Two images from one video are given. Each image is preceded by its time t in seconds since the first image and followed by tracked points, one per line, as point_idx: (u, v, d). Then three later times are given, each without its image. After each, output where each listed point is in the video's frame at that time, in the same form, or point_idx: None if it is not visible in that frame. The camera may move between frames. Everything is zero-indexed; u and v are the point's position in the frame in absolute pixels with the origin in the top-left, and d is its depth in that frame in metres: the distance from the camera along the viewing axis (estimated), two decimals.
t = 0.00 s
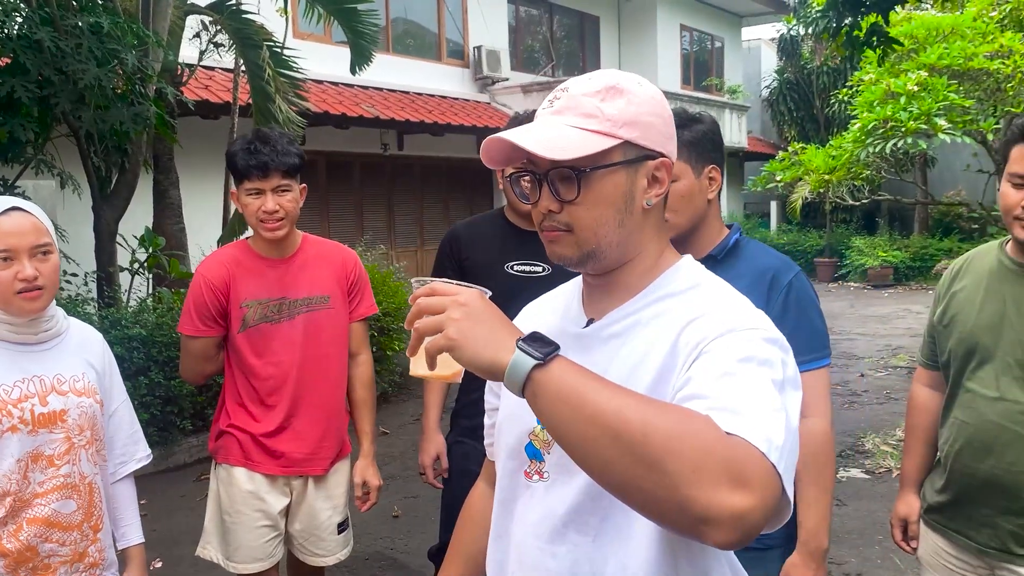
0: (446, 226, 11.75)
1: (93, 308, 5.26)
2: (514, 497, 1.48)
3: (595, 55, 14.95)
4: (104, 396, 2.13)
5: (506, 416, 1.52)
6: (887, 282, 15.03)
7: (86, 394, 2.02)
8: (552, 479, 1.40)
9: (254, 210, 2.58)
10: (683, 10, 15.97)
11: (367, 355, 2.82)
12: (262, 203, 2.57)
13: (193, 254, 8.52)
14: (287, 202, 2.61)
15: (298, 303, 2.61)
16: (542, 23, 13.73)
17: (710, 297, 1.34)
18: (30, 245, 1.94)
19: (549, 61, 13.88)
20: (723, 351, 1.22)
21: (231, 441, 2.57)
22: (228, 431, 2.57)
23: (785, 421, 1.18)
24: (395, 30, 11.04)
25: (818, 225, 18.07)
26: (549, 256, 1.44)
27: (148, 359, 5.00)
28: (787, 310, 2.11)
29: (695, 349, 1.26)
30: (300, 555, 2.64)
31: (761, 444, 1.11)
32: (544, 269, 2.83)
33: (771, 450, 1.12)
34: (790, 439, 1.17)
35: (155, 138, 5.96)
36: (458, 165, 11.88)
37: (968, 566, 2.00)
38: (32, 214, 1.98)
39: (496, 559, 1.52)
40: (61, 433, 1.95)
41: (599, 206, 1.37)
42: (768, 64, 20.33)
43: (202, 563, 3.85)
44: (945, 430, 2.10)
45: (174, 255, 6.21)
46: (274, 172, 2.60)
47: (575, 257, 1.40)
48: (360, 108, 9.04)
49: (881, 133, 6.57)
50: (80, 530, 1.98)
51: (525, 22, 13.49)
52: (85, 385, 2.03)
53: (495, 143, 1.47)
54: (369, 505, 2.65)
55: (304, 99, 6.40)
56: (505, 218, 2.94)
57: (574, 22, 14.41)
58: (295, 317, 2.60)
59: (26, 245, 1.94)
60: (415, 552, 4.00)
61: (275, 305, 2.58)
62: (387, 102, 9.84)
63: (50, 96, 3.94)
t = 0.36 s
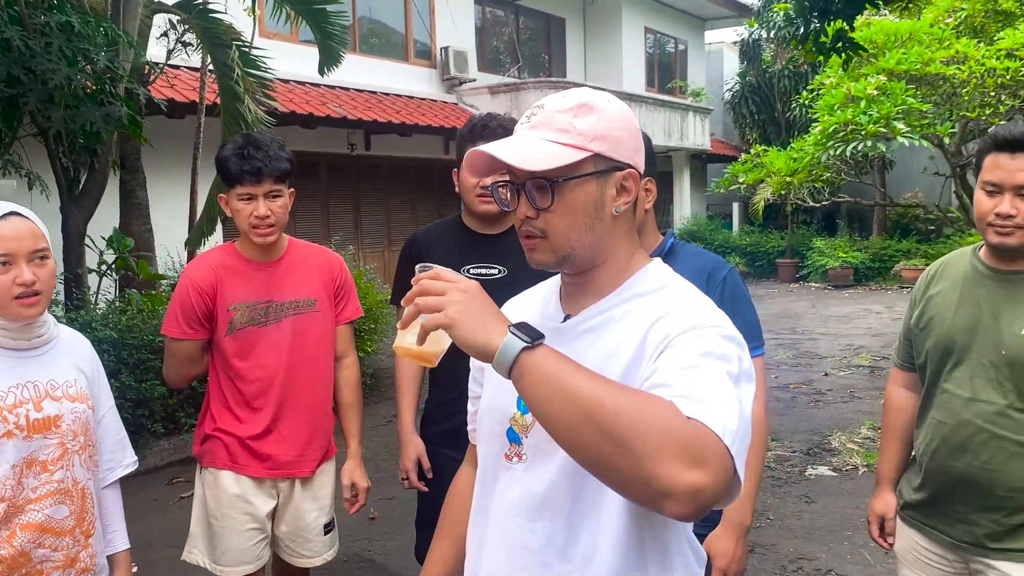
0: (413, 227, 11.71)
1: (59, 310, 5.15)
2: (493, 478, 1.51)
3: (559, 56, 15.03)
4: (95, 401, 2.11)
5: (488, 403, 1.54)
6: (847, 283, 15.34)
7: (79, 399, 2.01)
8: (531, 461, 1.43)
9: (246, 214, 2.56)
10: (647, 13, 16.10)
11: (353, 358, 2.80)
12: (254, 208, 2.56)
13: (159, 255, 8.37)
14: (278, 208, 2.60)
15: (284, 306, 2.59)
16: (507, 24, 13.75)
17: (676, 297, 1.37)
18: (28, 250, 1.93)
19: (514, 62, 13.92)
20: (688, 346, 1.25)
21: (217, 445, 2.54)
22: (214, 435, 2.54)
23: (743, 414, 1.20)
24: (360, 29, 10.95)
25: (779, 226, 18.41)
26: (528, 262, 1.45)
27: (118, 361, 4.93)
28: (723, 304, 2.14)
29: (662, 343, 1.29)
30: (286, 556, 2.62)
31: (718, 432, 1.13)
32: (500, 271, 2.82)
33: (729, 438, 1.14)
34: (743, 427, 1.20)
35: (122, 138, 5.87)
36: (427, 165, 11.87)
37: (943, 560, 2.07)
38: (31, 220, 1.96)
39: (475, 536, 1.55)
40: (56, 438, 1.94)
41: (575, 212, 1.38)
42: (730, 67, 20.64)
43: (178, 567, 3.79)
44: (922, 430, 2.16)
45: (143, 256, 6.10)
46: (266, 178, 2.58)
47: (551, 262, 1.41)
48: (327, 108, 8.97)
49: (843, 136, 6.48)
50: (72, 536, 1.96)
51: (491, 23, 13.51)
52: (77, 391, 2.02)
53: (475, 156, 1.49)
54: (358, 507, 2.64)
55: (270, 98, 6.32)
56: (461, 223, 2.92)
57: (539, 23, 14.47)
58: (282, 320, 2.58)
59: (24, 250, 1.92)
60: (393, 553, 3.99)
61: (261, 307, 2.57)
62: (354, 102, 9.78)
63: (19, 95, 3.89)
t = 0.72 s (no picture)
0: (372, 229, 11.63)
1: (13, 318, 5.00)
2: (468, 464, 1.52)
3: (515, 59, 15.09)
4: (81, 405, 2.11)
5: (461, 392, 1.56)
6: (799, 282, 15.68)
7: (66, 405, 2.02)
8: (504, 442, 1.45)
9: (225, 218, 2.57)
10: (603, 17, 16.25)
11: (330, 362, 2.80)
12: (233, 211, 2.57)
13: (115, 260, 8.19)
14: (256, 211, 2.61)
15: (263, 310, 2.59)
16: (462, 27, 13.76)
17: (632, 283, 1.40)
18: (16, 255, 1.93)
19: (470, 66, 13.95)
20: (656, 331, 1.28)
21: (197, 450, 2.52)
22: (193, 440, 2.52)
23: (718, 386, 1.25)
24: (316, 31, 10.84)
25: (734, 227, 18.73)
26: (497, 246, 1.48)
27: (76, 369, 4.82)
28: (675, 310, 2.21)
29: (633, 331, 1.31)
30: (266, 559, 2.61)
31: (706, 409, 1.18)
32: (440, 278, 2.77)
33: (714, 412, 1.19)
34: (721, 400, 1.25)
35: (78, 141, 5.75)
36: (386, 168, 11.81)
37: (909, 548, 2.17)
38: (17, 225, 1.97)
39: (450, 518, 1.56)
40: (45, 444, 1.94)
41: (544, 198, 1.42)
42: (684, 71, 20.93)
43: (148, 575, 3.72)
44: (887, 424, 2.25)
45: (99, 260, 5.96)
46: (244, 181, 2.59)
47: (517, 242, 1.44)
48: (285, 111, 8.88)
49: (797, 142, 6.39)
50: (62, 540, 1.96)
51: (447, 26, 13.51)
52: (64, 396, 2.02)
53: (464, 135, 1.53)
54: (335, 509, 2.64)
55: (229, 101, 6.23)
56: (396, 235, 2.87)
57: (496, 26, 14.50)
58: (261, 324, 2.58)
59: (13, 256, 1.93)
60: (365, 555, 3.97)
61: (239, 311, 2.57)
62: (311, 104, 9.69)
63: None
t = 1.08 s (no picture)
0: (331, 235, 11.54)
1: None
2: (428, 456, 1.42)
3: (473, 64, 15.14)
4: (53, 413, 2.08)
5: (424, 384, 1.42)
6: (754, 284, 15.89)
7: (39, 413, 1.99)
8: (464, 434, 1.32)
9: (192, 225, 2.55)
10: (560, 23, 16.35)
11: (301, 367, 2.77)
12: (198, 219, 2.54)
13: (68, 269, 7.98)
14: (223, 219, 2.58)
15: (233, 317, 2.59)
16: (419, 32, 13.76)
17: (598, 292, 1.30)
18: None
19: (427, 72, 13.98)
20: (641, 370, 1.19)
21: (166, 459, 2.50)
22: (163, 448, 2.50)
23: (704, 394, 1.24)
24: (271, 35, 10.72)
25: (691, 231, 19.01)
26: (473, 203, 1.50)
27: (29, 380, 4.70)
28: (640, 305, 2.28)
29: (615, 353, 1.21)
30: (237, 566, 2.60)
31: (713, 451, 1.17)
32: (390, 282, 2.84)
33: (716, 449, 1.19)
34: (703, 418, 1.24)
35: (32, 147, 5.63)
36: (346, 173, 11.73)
37: (871, 541, 2.25)
38: None
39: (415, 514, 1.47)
40: (18, 453, 1.90)
41: (533, 175, 1.44)
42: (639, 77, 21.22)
43: None
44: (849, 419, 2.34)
45: (54, 269, 5.82)
46: (211, 188, 2.56)
47: (491, 200, 1.45)
48: (241, 116, 8.76)
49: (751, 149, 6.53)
50: (36, 551, 1.93)
51: (403, 31, 13.49)
52: (37, 405, 1.99)
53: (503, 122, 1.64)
54: (307, 514, 2.61)
55: (185, 106, 6.10)
56: (344, 241, 2.92)
57: (453, 31, 14.52)
58: (231, 331, 2.58)
59: None
60: (332, 562, 3.93)
61: (209, 319, 2.56)
62: (269, 109, 9.58)
63: None
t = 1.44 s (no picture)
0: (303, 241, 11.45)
1: None
2: (404, 451, 1.42)
3: (445, 71, 15.14)
4: (25, 417, 2.05)
5: (408, 382, 1.44)
6: (723, 292, 16.02)
7: (12, 417, 1.95)
8: (442, 430, 1.33)
9: (168, 232, 2.53)
10: (532, 32, 16.41)
11: (278, 373, 2.75)
12: (175, 224, 2.53)
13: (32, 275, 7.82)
14: (200, 224, 2.58)
15: (209, 323, 2.57)
16: (391, 38, 13.73)
17: (597, 315, 1.32)
18: None
19: (398, 79, 13.96)
20: (638, 401, 1.21)
21: (141, 465, 2.47)
22: (138, 455, 2.47)
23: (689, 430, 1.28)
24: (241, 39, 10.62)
25: (661, 238, 19.15)
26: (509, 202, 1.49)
27: None
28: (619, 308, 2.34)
29: (614, 379, 1.23)
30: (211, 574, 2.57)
31: (694, 491, 1.21)
32: (361, 291, 2.83)
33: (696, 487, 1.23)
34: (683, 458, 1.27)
35: None
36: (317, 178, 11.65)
37: (843, 544, 2.29)
38: None
39: (381, 511, 1.46)
40: None
41: (571, 201, 1.42)
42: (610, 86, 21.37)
43: None
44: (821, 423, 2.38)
45: (19, 274, 5.71)
46: (187, 194, 2.55)
47: (529, 202, 1.45)
48: (212, 121, 8.67)
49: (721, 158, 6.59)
50: (9, 556, 1.90)
51: (375, 37, 13.45)
52: (10, 409, 1.95)
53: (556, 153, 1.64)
54: (286, 521, 2.59)
55: (155, 111, 6.03)
56: (311, 251, 2.90)
57: (425, 38, 14.51)
58: (208, 337, 2.55)
59: None
60: (305, 568, 3.90)
61: (185, 325, 2.53)
62: (239, 114, 9.49)
63: None
